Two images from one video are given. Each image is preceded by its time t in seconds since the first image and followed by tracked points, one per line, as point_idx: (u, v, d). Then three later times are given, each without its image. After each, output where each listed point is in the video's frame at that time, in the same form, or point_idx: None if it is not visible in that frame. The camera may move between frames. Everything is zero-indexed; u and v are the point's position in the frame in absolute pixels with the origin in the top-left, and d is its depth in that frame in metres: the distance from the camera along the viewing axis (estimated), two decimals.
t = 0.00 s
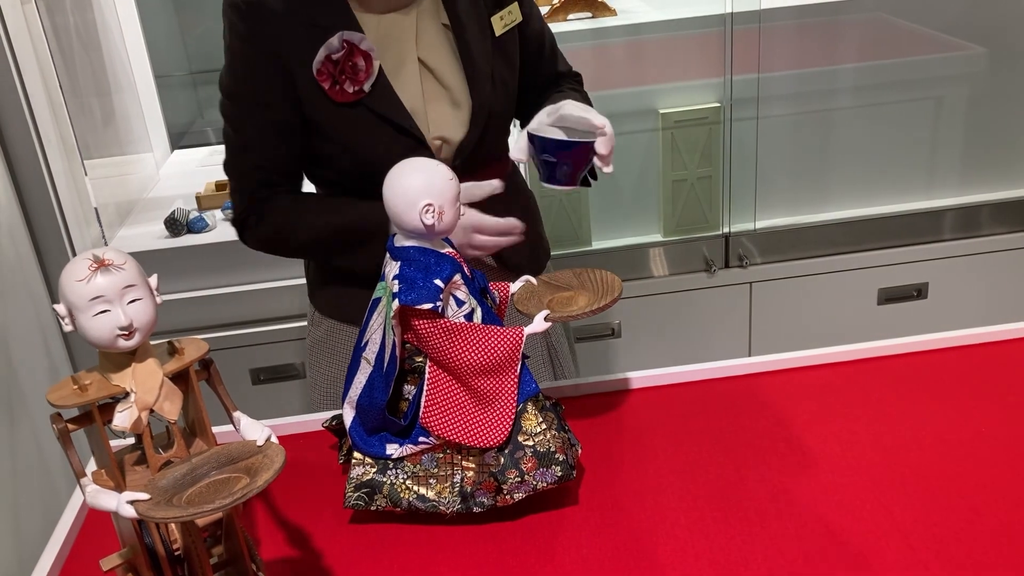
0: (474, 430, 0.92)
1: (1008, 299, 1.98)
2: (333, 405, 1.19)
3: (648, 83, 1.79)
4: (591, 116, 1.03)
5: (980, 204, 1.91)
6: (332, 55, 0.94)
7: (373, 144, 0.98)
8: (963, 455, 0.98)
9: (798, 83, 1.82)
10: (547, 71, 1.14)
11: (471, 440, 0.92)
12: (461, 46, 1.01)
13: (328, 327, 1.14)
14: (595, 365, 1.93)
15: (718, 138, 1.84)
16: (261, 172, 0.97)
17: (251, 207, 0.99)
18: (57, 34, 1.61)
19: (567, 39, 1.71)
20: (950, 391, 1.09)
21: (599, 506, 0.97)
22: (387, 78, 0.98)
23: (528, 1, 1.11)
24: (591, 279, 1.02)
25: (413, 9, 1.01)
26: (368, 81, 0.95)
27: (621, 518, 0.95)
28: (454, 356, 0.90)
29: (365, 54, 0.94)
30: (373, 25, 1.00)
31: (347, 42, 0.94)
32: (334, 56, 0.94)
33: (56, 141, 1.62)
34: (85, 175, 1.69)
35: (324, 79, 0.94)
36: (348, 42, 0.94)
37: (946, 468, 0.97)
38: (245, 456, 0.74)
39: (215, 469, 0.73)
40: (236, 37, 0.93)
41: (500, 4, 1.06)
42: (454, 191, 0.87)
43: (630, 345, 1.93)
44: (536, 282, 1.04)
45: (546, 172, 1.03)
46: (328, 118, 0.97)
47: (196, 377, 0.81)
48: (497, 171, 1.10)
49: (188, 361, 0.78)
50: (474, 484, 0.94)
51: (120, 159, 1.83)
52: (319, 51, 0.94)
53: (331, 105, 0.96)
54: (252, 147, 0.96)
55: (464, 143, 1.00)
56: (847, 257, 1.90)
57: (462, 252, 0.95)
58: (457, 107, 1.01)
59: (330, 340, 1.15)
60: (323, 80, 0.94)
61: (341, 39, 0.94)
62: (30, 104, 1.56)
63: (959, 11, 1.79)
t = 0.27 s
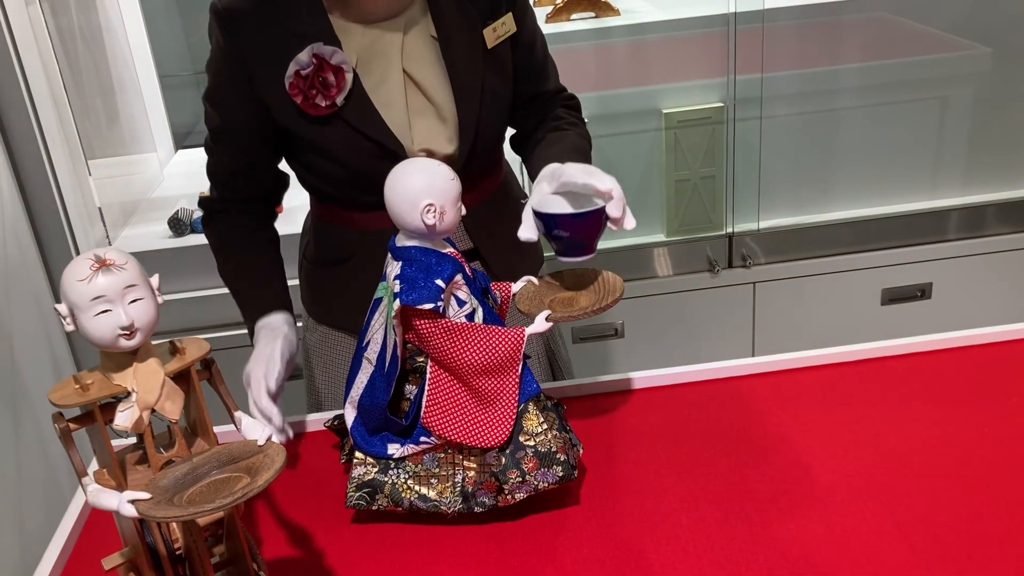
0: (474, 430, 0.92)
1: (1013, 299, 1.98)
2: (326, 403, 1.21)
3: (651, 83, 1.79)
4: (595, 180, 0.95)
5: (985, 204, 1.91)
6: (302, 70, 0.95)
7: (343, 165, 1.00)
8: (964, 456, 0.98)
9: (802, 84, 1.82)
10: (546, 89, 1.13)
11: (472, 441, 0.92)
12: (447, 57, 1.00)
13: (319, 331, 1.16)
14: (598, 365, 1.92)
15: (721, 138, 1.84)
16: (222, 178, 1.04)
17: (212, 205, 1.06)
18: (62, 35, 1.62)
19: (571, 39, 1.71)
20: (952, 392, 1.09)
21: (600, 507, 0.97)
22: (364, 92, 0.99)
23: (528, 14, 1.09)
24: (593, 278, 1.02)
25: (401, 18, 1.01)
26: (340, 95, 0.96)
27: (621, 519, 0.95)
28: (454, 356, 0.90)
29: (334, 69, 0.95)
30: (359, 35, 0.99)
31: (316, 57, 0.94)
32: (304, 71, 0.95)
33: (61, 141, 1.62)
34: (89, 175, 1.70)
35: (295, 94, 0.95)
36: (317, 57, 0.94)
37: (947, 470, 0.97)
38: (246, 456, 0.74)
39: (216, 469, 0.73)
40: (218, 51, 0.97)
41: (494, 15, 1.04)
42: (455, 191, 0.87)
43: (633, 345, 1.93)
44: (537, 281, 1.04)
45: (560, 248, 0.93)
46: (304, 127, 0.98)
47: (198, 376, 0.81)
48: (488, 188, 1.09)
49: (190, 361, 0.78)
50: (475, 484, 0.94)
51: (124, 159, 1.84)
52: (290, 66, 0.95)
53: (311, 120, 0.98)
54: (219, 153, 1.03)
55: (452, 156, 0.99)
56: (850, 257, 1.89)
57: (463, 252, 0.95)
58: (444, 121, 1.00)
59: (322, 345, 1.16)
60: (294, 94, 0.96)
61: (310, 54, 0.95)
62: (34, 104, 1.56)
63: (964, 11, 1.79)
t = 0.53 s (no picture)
0: (474, 432, 0.92)
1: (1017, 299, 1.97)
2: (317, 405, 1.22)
3: (653, 83, 1.78)
4: (586, 222, 0.95)
5: (989, 204, 1.90)
6: (298, 88, 0.95)
7: (339, 178, 1.00)
8: (965, 457, 0.98)
9: (804, 83, 1.81)
10: (538, 96, 1.13)
11: (472, 442, 0.92)
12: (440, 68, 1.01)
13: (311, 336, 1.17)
14: (601, 365, 1.92)
15: (723, 137, 1.83)
16: (224, 202, 1.03)
17: (216, 236, 1.04)
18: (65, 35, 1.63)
19: (573, 39, 1.71)
20: (954, 393, 1.08)
21: (599, 508, 0.97)
22: (357, 105, 0.99)
23: (519, 24, 1.09)
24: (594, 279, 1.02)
25: (392, 30, 1.01)
26: (336, 113, 0.96)
27: (622, 520, 0.95)
28: (455, 356, 0.90)
29: (330, 87, 0.95)
30: (349, 47, 1.00)
31: (312, 75, 0.95)
32: (299, 88, 0.95)
33: (63, 141, 1.62)
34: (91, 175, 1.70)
35: (290, 111, 0.96)
36: (313, 75, 0.95)
37: (948, 470, 0.96)
38: (246, 456, 0.74)
39: (215, 469, 0.73)
40: (209, 65, 0.98)
41: (486, 23, 1.05)
42: (455, 191, 0.87)
43: (635, 345, 1.92)
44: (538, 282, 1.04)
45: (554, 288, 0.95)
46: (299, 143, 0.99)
47: (198, 376, 0.81)
48: (483, 196, 1.10)
49: (190, 361, 0.78)
50: (475, 484, 0.93)
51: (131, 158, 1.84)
52: (286, 83, 0.96)
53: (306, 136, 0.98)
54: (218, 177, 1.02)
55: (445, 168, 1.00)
56: (853, 258, 1.89)
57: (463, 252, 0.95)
58: (437, 133, 1.01)
59: (315, 352, 1.17)
60: (289, 111, 0.96)
61: (306, 71, 0.95)
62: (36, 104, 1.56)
63: (967, 10, 1.79)
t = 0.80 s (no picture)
0: (473, 434, 0.92)
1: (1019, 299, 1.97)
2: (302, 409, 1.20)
3: (655, 83, 1.78)
4: (587, 237, 0.95)
5: (991, 204, 1.90)
6: (291, 99, 0.96)
7: (330, 187, 1.01)
8: (966, 459, 0.98)
9: (805, 84, 1.81)
10: (531, 103, 1.13)
11: (470, 445, 0.92)
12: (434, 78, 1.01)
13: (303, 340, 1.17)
14: (602, 365, 1.92)
15: (725, 138, 1.83)
16: (211, 207, 1.02)
17: (202, 240, 1.04)
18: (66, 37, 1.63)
19: (574, 39, 1.71)
20: (955, 395, 1.08)
21: (599, 510, 0.97)
22: (351, 116, 0.98)
23: (512, 29, 1.09)
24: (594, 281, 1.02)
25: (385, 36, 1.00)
26: (330, 124, 0.96)
27: (621, 522, 0.95)
28: (454, 358, 0.90)
29: (324, 98, 0.95)
30: (342, 54, 0.99)
31: (306, 86, 0.95)
32: (293, 100, 0.96)
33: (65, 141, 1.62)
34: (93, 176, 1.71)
35: (284, 122, 0.96)
36: (307, 86, 0.95)
37: (948, 472, 0.96)
38: (245, 458, 0.74)
39: (214, 470, 0.73)
40: (199, 73, 0.97)
41: (481, 31, 1.04)
42: (454, 192, 0.87)
43: (636, 346, 1.92)
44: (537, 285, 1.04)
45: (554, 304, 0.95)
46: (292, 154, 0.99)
47: (197, 378, 0.81)
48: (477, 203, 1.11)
49: (190, 362, 0.78)
50: (475, 486, 0.93)
51: (134, 158, 1.85)
52: (279, 94, 0.96)
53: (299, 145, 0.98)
54: (206, 183, 1.01)
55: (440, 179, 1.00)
56: (854, 258, 1.89)
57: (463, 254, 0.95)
58: (431, 142, 1.00)
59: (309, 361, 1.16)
60: (283, 122, 0.96)
61: (300, 82, 0.95)
62: (38, 105, 1.56)
63: (969, 10, 1.78)
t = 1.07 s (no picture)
0: (474, 437, 0.92)
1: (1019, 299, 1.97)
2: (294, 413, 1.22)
3: (655, 83, 1.78)
4: (591, 240, 0.94)
5: (991, 204, 1.90)
6: (282, 100, 0.95)
7: (321, 190, 1.00)
8: (966, 459, 0.97)
9: (805, 83, 1.81)
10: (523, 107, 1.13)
11: (472, 448, 0.91)
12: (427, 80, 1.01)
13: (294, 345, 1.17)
14: (602, 365, 1.92)
15: (725, 137, 1.83)
16: (199, 206, 1.00)
17: (188, 238, 1.02)
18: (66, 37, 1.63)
19: (575, 39, 1.71)
20: (954, 395, 1.08)
21: (597, 510, 0.97)
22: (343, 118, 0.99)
23: (506, 35, 1.10)
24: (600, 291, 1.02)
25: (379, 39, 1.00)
26: (320, 126, 0.96)
27: (620, 523, 0.95)
28: (457, 360, 0.90)
29: (315, 100, 0.95)
30: (335, 57, 0.99)
31: (297, 87, 0.95)
32: (284, 101, 0.95)
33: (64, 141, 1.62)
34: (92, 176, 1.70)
35: (274, 123, 0.96)
36: (298, 87, 0.95)
37: (948, 472, 0.96)
38: (243, 459, 0.74)
39: (212, 472, 0.73)
40: (190, 73, 0.96)
41: (474, 34, 1.05)
42: (460, 192, 0.87)
43: (635, 346, 1.92)
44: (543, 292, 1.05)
45: (556, 312, 0.95)
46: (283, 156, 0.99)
47: (195, 379, 0.81)
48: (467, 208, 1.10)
49: (187, 363, 0.78)
50: (477, 487, 0.93)
51: (134, 159, 1.85)
52: (270, 95, 0.96)
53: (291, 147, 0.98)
54: (193, 182, 1.00)
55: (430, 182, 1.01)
56: (854, 258, 1.88)
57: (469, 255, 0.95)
58: (422, 146, 1.01)
59: (298, 365, 1.17)
60: (273, 124, 0.96)
61: (291, 84, 0.95)
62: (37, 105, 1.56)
63: (970, 10, 1.78)
